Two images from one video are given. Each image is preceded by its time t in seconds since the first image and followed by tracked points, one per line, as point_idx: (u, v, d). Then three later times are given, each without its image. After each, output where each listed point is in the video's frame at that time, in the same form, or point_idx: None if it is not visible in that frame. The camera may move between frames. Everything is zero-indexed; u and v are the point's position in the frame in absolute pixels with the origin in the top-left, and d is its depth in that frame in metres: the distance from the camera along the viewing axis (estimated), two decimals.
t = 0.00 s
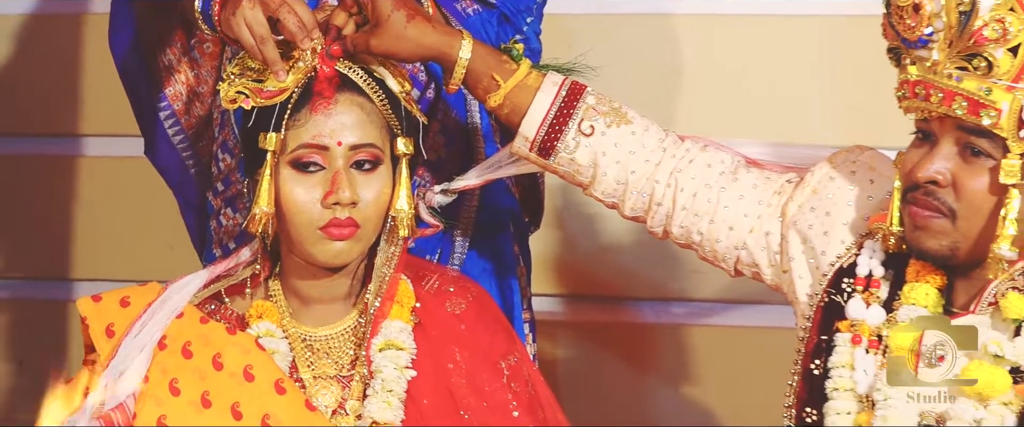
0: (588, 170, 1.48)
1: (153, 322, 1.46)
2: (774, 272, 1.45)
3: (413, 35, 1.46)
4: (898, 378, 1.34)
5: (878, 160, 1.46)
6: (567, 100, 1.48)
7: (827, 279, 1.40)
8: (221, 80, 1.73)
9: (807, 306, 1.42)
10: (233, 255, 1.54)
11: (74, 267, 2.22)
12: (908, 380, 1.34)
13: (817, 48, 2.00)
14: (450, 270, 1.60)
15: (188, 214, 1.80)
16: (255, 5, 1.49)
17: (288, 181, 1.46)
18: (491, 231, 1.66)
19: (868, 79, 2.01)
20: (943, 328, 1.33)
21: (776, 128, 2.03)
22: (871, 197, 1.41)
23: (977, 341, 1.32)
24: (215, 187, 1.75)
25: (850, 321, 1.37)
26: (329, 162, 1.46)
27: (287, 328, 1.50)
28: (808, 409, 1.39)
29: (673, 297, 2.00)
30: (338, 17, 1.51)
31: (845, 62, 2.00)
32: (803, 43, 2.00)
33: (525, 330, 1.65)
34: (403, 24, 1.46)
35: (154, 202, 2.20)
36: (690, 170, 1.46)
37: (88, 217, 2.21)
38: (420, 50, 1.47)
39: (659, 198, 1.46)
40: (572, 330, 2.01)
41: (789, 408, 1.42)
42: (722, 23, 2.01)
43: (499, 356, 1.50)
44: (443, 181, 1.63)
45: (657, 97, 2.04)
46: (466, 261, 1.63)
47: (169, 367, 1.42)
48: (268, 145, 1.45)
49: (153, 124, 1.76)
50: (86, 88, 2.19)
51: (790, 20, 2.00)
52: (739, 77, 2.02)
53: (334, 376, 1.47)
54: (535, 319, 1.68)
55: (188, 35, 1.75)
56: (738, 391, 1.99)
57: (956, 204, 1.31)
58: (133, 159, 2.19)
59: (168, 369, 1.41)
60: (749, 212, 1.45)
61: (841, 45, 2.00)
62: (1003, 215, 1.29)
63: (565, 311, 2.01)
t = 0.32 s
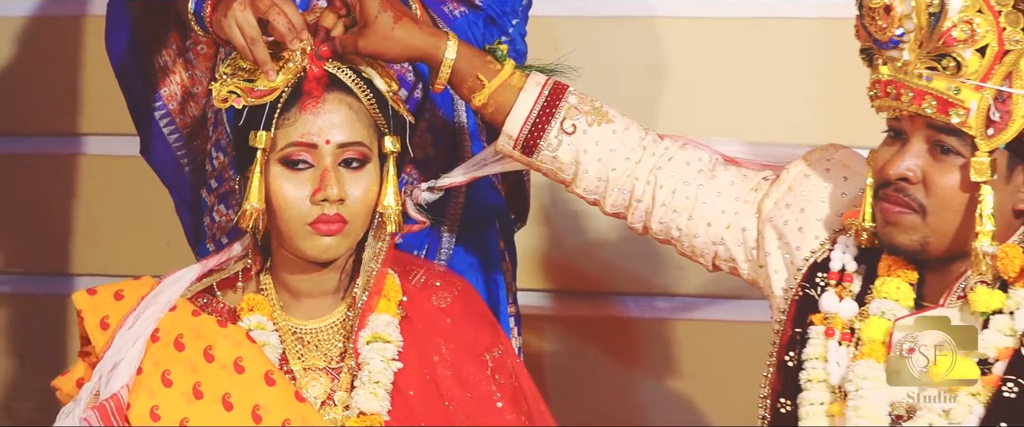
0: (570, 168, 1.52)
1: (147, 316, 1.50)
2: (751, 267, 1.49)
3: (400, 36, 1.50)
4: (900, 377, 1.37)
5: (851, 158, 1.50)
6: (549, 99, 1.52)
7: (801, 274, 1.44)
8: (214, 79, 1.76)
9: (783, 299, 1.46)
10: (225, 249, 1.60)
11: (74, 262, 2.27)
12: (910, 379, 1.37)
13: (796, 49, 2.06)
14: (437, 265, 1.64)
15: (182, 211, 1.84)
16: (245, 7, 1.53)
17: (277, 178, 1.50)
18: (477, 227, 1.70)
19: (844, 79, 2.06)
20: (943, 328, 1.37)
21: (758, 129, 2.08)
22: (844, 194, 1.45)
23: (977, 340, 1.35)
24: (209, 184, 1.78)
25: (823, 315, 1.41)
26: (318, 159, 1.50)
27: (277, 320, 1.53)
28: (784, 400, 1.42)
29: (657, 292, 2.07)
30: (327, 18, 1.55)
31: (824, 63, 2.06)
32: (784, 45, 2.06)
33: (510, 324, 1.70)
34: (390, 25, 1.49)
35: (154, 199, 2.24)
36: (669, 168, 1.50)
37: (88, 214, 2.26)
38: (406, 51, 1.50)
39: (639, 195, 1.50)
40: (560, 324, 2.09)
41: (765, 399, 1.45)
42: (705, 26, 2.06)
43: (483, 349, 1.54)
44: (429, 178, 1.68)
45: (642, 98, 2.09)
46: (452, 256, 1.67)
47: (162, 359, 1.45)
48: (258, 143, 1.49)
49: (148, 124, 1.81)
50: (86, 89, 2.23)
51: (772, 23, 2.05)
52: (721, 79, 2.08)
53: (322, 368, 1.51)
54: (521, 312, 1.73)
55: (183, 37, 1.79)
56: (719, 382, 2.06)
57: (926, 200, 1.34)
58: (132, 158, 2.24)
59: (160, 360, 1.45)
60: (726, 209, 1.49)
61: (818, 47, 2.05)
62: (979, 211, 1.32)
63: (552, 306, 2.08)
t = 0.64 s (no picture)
0: (557, 168, 1.56)
1: (144, 311, 1.53)
2: (733, 264, 1.53)
3: (391, 38, 1.53)
4: (899, 377, 1.40)
5: (831, 158, 1.54)
6: (536, 100, 1.56)
7: (782, 271, 1.48)
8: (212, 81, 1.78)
9: (764, 296, 1.49)
10: (221, 247, 1.62)
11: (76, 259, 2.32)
12: (910, 379, 1.39)
13: (779, 52, 2.12)
14: (429, 263, 1.68)
15: (181, 210, 1.87)
16: (239, 10, 1.55)
17: (271, 177, 1.54)
18: (467, 226, 1.74)
19: (825, 80, 2.12)
20: (943, 328, 1.39)
21: (742, 130, 2.14)
22: (823, 193, 1.49)
23: (976, 339, 1.38)
24: (206, 182, 1.80)
25: (803, 310, 1.45)
26: (311, 159, 1.54)
27: (272, 316, 1.57)
28: (764, 395, 1.45)
29: (642, 289, 2.14)
30: (320, 21, 1.58)
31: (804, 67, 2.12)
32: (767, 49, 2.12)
33: (500, 320, 1.74)
34: (381, 27, 1.53)
35: (154, 199, 2.30)
36: (653, 167, 1.54)
37: (91, 214, 2.32)
38: (397, 53, 1.54)
39: (624, 194, 1.54)
40: (550, 321, 2.17)
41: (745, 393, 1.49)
42: (690, 31, 2.13)
43: (473, 345, 1.57)
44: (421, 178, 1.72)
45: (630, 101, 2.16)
46: (443, 254, 1.72)
47: (159, 354, 1.48)
48: (253, 143, 1.53)
49: (147, 125, 1.85)
50: (86, 92, 2.28)
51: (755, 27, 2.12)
52: (706, 83, 2.14)
53: (316, 363, 1.55)
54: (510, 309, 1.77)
55: (181, 40, 1.82)
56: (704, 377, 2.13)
57: (903, 199, 1.38)
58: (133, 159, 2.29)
59: (157, 354, 1.48)
60: (709, 207, 1.52)
61: (799, 51, 2.12)
62: (951, 210, 1.36)
63: (542, 302, 2.16)
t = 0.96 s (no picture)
0: (550, 167, 1.60)
1: (147, 307, 1.57)
2: (721, 261, 1.57)
3: (387, 41, 1.58)
4: (901, 378, 1.41)
5: (817, 157, 1.58)
6: (530, 102, 1.60)
7: (767, 267, 1.52)
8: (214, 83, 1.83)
9: (751, 289, 1.54)
10: (222, 244, 1.67)
11: (85, 257, 2.36)
12: (910, 380, 1.41)
13: (768, 54, 2.16)
14: (426, 260, 1.72)
15: (186, 208, 1.91)
16: (240, 14, 1.61)
17: (271, 177, 1.58)
18: (463, 224, 1.78)
19: (815, 81, 2.16)
20: (944, 328, 1.41)
21: (733, 131, 2.19)
22: (808, 192, 1.54)
23: (977, 339, 1.40)
24: (209, 182, 1.85)
25: (788, 306, 1.48)
26: (310, 159, 1.58)
27: (272, 312, 1.61)
28: (751, 388, 1.49)
29: (636, 285, 2.19)
30: (319, 24, 1.63)
31: (794, 70, 2.16)
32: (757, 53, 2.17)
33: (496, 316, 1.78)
34: (378, 31, 1.58)
35: (160, 197, 2.33)
36: (643, 166, 1.58)
37: (98, 213, 2.35)
38: (394, 55, 1.59)
39: (615, 192, 1.58)
40: (546, 317, 2.21)
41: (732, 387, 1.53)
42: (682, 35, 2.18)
43: (468, 339, 1.61)
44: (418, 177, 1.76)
45: (623, 102, 2.21)
46: (440, 251, 1.76)
47: (161, 348, 1.53)
48: (254, 143, 1.57)
49: (153, 126, 1.90)
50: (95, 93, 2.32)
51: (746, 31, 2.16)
52: (698, 85, 2.19)
53: (315, 357, 1.58)
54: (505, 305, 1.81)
55: (185, 44, 1.87)
56: (695, 372, 2.19)
57: (885, 197, 1.42)
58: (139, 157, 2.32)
59: (160, 349, 1.52)
60: (697, 206, 1.56)
61: (789, 54, 2.16)
62: (928, 207, 1.40)
63: (537, 298, 2.21)
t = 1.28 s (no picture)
0: (542, 168, 1.64)
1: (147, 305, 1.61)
2: (709, 259, 1.61)
3: (383, 44, 1.62)
4: (903, 377, 1.44)
5: (802, 158, 1.62)
6: (522, 104, 1.64)
7: (754, 265, 1.55)
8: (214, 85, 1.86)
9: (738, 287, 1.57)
10: (223, 243, 1.70)
11: (90, 256, 2.40)
12: (913, 381, 1.43)
13: (759, 57, 2.20)
14: (421, 258, 1.75)
15: (188, 209, 1.92)
16: (239, 18, 1.64)
17: (270, 178, 1.62)
18: (458, 224, 1.82)
19: (804, 83, 2.21)
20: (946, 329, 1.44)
21: (724, 133, 2.23)
22: (794, 192, 1.57)
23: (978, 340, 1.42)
24: (210, 183, 1.88)
25: (773, 303, 1.52)
26: (307, 160, 1.62)
27: (270, 309, 1.65)
28: (737, 383, 1.52)
29: (630, 283, 2.23)
30: (315, 29, 1.66)
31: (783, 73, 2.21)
32: (747, 56, 2.21)
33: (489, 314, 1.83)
34: (373, 35, 1.61)
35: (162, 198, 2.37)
36: (633, 167, 1.61)
37: (103, 212, 2.39)
38: (389, 59, 1.63)
39: (606, 192, 1.62)
40: (541, 315, 2.25)
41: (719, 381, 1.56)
42: (674, 38, 2.22)
43: (461, 336, 1.64)
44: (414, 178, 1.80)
45: (617, 105, 2.25)
46: (436, 250, 1.80)
47: (162, 345, 1.57)
48: (252, 145, 1.61)
49: (156, 128, 1.94)
50: (101, 97, 2.37)
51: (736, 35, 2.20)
52: (690, 88, 2.23)
53: (312, 352, 1.62)
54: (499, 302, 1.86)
55: (187, 47, 1.91)
56: (688, 370, 2.22)
57: (868, 196, 1.45)
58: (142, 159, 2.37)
59: (161, 345, 1.57)
60: (686, 205, 1.60)
61: (778, 57, 2.20)
62: (916, 205, 1.43)
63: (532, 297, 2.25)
